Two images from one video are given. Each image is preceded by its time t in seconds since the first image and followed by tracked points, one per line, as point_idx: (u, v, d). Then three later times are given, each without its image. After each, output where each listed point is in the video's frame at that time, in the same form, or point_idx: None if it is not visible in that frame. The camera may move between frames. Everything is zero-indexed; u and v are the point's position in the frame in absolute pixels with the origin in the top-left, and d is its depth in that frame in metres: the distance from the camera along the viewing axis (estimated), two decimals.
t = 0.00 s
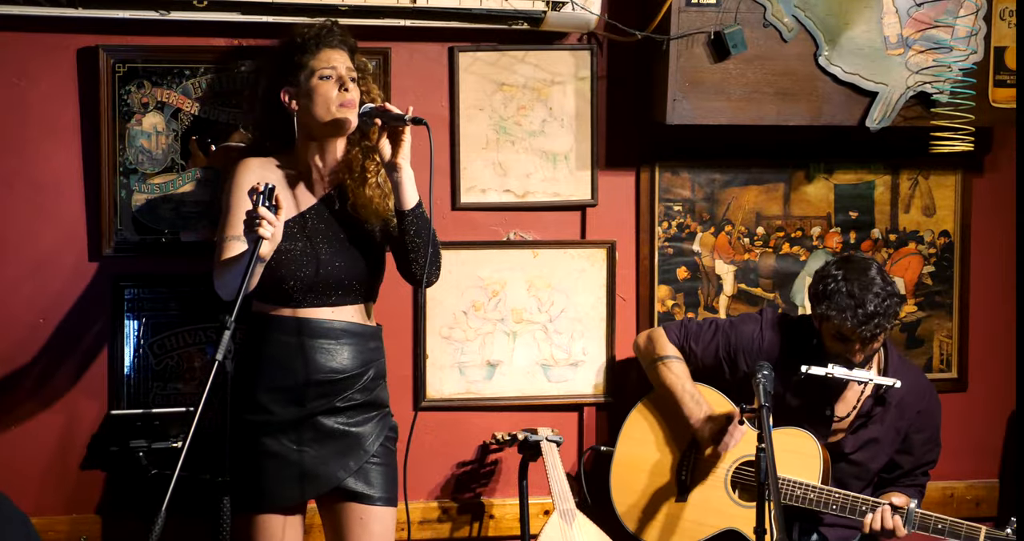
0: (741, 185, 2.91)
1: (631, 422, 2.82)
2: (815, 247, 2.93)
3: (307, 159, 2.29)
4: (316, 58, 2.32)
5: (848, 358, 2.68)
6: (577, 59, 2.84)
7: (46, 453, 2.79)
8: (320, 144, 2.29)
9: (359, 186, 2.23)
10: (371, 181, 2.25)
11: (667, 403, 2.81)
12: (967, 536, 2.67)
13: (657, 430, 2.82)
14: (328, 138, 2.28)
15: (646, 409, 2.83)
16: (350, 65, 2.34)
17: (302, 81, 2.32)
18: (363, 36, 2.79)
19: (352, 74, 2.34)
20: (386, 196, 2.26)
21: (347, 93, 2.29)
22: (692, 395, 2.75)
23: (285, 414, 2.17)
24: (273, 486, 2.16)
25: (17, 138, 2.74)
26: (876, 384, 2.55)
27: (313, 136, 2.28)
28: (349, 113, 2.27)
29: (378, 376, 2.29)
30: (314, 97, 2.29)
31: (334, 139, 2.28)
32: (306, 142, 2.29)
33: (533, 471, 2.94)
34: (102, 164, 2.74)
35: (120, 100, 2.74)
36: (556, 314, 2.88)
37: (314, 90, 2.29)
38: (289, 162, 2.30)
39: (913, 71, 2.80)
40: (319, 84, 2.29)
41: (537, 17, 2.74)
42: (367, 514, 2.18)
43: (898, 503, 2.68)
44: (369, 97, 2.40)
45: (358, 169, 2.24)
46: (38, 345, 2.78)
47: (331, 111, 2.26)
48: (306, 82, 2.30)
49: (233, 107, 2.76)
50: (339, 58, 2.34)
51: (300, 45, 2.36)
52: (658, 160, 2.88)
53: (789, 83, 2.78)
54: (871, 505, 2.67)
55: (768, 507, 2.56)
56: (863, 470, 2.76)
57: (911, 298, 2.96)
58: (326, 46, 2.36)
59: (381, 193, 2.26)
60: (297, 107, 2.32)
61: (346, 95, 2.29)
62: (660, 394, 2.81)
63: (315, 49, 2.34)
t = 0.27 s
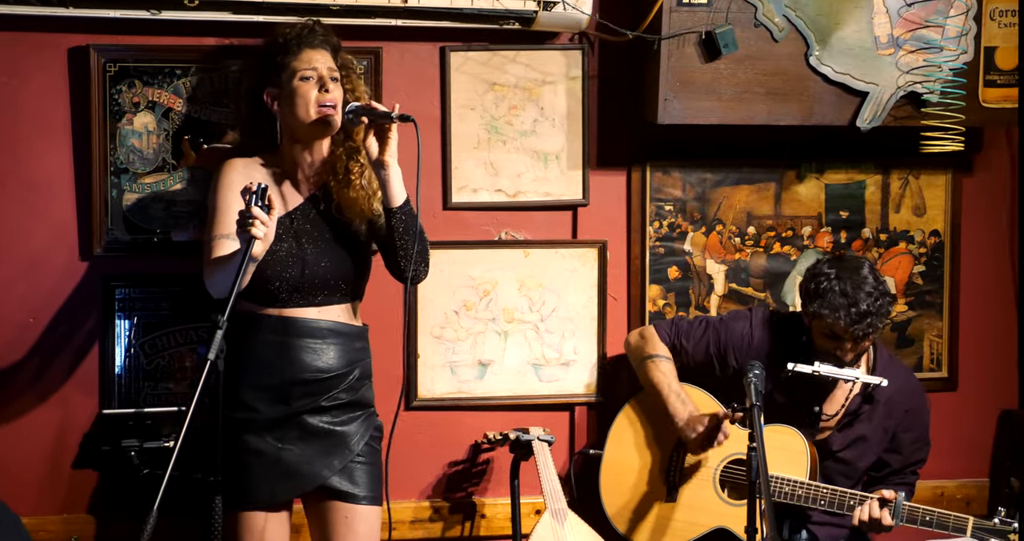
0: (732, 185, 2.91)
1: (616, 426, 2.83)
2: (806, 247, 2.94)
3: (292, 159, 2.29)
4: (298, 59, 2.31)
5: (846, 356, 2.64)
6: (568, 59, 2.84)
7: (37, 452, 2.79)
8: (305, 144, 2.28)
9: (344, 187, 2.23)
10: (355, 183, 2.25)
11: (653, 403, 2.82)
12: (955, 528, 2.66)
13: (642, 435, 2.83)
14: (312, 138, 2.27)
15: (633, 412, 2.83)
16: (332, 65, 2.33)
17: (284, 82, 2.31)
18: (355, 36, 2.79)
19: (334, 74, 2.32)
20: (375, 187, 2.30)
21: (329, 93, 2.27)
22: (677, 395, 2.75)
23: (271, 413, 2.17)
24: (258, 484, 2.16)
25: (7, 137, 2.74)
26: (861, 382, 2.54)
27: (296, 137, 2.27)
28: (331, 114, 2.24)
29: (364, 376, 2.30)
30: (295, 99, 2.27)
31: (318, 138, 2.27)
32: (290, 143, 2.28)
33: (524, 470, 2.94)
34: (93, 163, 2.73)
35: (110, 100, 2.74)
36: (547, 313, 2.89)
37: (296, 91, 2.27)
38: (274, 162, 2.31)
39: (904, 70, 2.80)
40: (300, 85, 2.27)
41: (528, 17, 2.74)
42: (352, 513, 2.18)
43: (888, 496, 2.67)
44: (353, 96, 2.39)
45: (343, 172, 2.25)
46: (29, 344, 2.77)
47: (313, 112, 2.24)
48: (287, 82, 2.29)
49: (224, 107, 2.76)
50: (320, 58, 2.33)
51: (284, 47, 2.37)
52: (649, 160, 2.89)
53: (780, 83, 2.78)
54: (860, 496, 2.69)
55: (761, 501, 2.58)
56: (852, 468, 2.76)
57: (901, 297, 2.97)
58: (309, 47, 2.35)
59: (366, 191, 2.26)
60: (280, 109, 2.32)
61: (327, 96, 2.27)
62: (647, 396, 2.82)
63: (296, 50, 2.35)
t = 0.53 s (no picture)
0: (720, 185, 2.91)
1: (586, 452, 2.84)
2: (794, 247, 2.94)
3: (271, 158, 2.29)
4: (278, 58, 2.31)
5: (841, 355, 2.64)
6: (557, 59, 2.84)
7: (25, 453, 2.78)
8: (284, 144, 2.28)
9: (324, 187, 2.24)
10: (335, 181, 2.26)
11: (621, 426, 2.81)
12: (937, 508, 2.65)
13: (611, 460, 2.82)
14: (293, 138, 2.27)
15: (601, 438, 2.83)
16: (312, 63, 2.33)
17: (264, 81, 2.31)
18: (342, 36, 2.79)
19: (315, 73, 2.32)
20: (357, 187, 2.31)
21: (308, 92, 2.27)
22: (644, 422, 2.76)
23: (255, 413, 2.17)
24: (245, 484, 2.17)
25: None
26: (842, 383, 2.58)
27: (277, 137, 2.28)
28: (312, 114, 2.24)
29: (349, 374, 2.29)
30: (276, 97, 2.27)
31: (299, 138, 2.28)
32: (270, 142, 2.29)
33: (513, 470, 2.94)
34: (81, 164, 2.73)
35: (98, 100, 2.73)
36: (535, 313, 2.89)
37: (276, 90, 2.27)
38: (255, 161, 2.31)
39: (891, 70, 2.81)
40: (280, 84, 2.27)
41: (516, 17, 2.74)
42: (338, 511, 2.18)
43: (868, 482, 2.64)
44: (334, 94, 2.41)
45: (324, 168, 2.26)
46: (16, 345, 2.77)
47: (293, 112, 2.24)
48: (267, 82, 2.29)
49: (211, 107, 2.76)
50: (301, 57, 2.33)
51: (265, 46, 2.39)
52: (638, 160, 2.89)
53: (768, 83, 2.78)
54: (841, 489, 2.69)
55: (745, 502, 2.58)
56: (831, 463, 2.78)
57: (889, 297, 2.97)
58: (290, 46, 2.35)
59: (347, 191, 2.27)
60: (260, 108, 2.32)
61: (307, 95, 2.27)
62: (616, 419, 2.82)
63: (276, 50, 2.35)
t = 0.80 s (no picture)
0: (703, 184, 2.91)
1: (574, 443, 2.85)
2: (777, 246, 2.94)
3: (257, 156, 2.28)
4: (263, 54, 2.28)
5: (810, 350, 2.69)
6: (540, 58, 2.84)
7: (7, 453, 2.78)
8: (270, 142, 2.27)
9: (308, 188, 2.22)
10: (320, 182, 2.24)
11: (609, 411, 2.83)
12: (921, 511, 2.63)
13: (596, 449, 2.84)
14: (279, 136, 2.26)
15: (587, 427, 2.85)
16: (298, 59, 2.30)
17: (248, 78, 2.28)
18: (325, 35, 2.78)
19: (301, 69, 2.28)
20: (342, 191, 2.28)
21: (295, 88, 2.24)
22: (634, 399, 2.76)
23: (244, 415, 2.17)
24: (234, 486, 2.17)
25: None
26: (814, 377, 2.61)
27: (263, 134, 2.26)
28: (298, 111, 2.23)
29: (340, 374, 2.28)
30: (262, 94, 2.24)
31: (284, 139, 2.26)
32: (257, 140, 2.27)
33: (496, 470, 2.94)
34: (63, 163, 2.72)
35: (80, 99, 2.73)
36: (519, 313, 2.89)
37: (262, 87, 2.25)
38: (241, 160, 2.27)
39: (874, 70, 2.81)
40: (265, 82, 2.24)
41: (500, 16, 2.74)
42: (329, 513, 2.19)
43: (853, 486, 2.69)
44: (320, 90, 2.38)
45: (309, 169, 2.24)
46: None
47: (279, 110, 2.22)
48: (253, 79, 2.25)
49: (194, 106, 2.75)
50: (287, 53, 2.29)
51: (248, 41, 2.34)
52: (621, 159, 2.89)
53: (751, 82, 2.78)
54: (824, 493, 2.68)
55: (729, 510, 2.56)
56: (812, 461, 2.78)
57: (872, 296, 2.98)
58: (275, 41, 2.32)
59: (333, 193, 2.25)
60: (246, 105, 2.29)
61: (293, 91, 2.24)
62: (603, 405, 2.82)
63: (261, 45, 2.31)
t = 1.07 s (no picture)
0: (691, 183, 2.91)
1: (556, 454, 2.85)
2: (764, 245, 2.94)
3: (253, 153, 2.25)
4: (256, 50, 2.23)
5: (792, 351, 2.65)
6: (527, 58, 2.84)
7: None
8: (264, 138, 2.25)
9: (303, 185, 2.20)
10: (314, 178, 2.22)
11: (590, 429, 2.82)
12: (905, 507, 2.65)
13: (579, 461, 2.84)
14: (273, 132, 2.24)
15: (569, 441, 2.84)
16: (292, 54, 2.25)
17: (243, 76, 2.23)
18: (312, 34, 2.78)
19: (296, 65, 2.24)
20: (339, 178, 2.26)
21: (289, 84, 2.20)
22: (614, 418, 2.77)
23: (244, 420, 2.17)
24: (236, 494, 2.16)
25: None
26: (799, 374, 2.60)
27: (257, 131, 2.24)
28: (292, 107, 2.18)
29: (338, 376, 2.28)
30: (255, 91, 2.20)
31: (277, 135, 2.25)
32: (252, 137, 2.25)
33: (483, 469, 2.93)
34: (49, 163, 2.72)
35: (66, 98, 2.72)
36: (507, 312, 2.88)
37: (256, 85, 2.20)
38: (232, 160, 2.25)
39: (861, 69, 2.81)
40: (260, 78, 2.20)
41: (487, 15, 2.73)
42: (331, 517, 2.20)
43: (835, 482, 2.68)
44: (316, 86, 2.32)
45: (301, 165, 2.22)
46: None
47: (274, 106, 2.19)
48: (247, 77, 2.21)
49: (181, 105, 2.75)
50: (281, 48, 2.25)
51: (241, 39, 2.27)
52: (608, 159, 2.89)
53: (738, 81, 2.79)
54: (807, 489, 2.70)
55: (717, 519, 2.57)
56: (798, 458, 2.79)
57: (860, 295, 2.98)
58: (267, 37, 2.26)
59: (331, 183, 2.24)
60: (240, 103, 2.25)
61: (288, 87, 2.20)
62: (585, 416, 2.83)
63: (254, 42, 2.25)
